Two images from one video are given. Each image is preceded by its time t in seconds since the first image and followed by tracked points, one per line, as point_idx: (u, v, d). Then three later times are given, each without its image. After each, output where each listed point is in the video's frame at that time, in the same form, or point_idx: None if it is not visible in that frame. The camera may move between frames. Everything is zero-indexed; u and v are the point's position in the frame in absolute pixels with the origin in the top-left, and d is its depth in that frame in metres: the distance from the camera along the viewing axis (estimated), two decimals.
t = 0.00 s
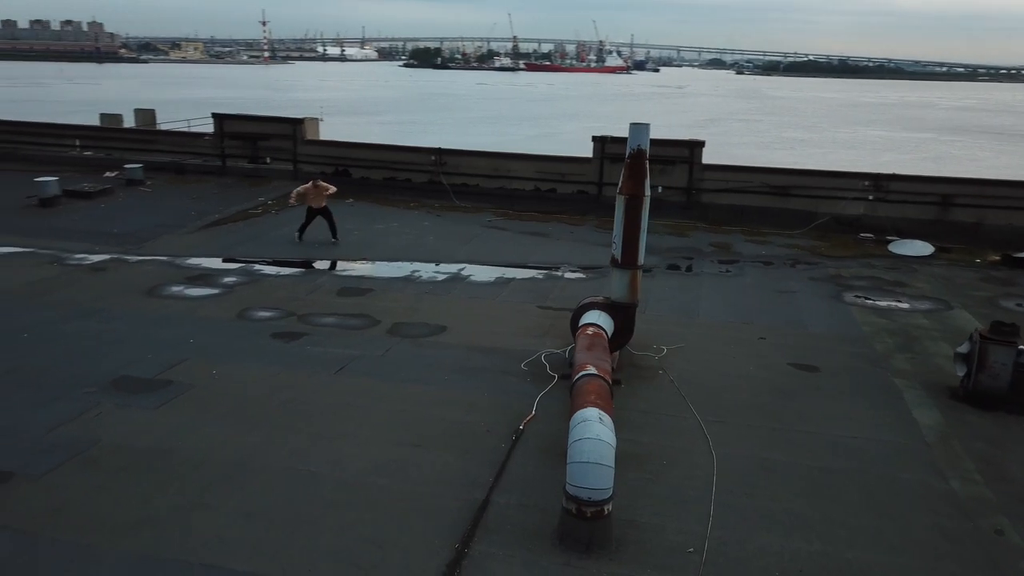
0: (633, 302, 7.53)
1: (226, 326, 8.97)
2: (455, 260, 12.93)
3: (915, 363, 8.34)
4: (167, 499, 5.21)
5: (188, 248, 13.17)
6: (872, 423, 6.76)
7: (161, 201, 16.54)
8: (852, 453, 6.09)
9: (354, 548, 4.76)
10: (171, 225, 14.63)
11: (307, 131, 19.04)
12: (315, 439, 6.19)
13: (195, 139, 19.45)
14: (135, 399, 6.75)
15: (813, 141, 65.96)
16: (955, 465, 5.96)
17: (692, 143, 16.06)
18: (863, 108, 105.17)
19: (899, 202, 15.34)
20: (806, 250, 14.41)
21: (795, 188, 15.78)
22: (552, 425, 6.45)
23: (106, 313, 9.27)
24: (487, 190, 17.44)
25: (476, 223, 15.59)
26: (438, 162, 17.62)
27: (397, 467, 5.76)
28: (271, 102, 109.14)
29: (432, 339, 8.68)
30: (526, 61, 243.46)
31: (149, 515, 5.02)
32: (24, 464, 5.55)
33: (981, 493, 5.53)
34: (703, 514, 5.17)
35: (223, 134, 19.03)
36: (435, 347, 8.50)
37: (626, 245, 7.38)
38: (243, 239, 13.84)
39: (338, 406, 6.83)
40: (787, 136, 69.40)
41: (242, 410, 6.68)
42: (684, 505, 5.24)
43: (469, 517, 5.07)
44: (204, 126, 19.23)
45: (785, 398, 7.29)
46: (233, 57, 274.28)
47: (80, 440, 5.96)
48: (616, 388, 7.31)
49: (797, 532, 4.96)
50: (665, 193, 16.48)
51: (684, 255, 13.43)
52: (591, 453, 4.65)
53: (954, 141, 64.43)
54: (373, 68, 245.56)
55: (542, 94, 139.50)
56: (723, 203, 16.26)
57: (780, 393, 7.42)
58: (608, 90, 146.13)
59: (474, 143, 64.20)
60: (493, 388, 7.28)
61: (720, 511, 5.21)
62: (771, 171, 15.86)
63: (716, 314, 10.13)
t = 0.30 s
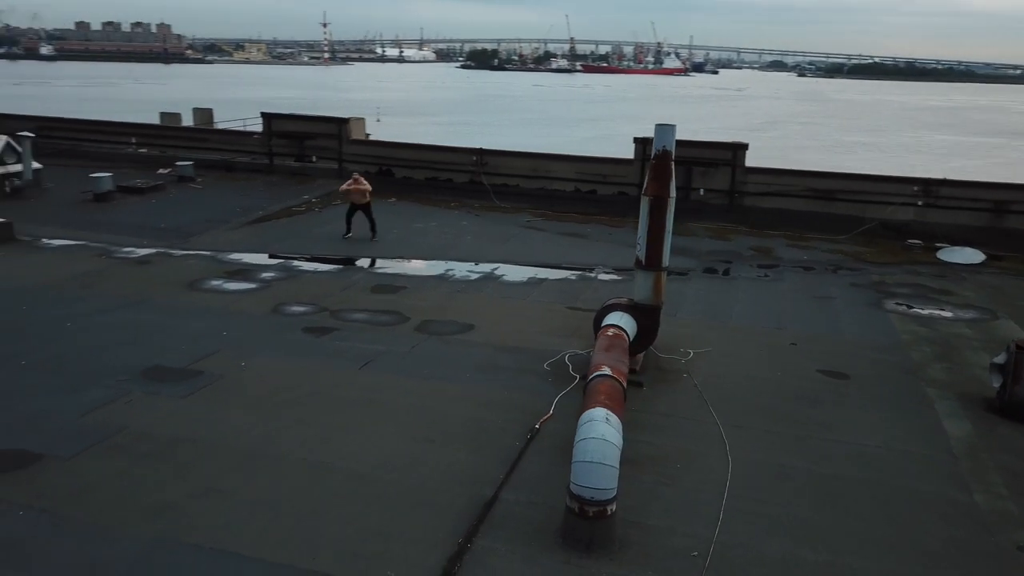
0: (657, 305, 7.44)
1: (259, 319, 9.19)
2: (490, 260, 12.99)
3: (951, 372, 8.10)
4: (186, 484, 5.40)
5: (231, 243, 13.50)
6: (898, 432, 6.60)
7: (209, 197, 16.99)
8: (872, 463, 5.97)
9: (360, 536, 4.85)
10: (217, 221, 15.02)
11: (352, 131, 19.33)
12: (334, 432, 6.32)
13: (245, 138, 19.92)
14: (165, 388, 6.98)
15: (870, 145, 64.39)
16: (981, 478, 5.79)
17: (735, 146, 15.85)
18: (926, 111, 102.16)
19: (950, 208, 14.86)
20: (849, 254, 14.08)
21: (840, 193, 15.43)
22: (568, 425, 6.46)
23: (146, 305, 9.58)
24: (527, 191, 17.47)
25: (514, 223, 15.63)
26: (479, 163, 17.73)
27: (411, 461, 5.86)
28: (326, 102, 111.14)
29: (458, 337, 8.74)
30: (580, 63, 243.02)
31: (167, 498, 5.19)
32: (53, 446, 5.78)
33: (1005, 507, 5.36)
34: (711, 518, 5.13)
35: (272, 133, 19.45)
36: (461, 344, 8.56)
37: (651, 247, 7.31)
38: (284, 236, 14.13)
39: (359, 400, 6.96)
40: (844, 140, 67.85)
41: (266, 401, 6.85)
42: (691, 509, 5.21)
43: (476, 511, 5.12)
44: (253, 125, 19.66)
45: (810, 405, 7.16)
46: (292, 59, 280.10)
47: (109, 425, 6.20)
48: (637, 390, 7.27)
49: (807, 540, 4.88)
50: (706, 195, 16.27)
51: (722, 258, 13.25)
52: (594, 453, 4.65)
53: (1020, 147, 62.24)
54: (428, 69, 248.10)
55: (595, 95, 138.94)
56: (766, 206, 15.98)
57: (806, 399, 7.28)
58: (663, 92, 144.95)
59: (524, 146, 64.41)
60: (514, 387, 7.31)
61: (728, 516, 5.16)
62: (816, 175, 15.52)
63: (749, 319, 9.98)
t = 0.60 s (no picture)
0: (687, 307, 7.36)
1: (300, 313, 9.44)
2: (534, 260, 13.02)
3: (997, 385, 7.79)
4: (210, 467, 5.61)
5: (283, 238, 13.86)
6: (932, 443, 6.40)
7: (266, 194, 17.47)
8: (898, 474, 5.81)
9: (370, 523, 4.96)
10: (271, 217, 15.43)
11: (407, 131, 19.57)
12: (357, 423, 6.47)
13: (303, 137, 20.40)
14: (202, 375, 7.24)
15: (945, 151, 62.06)
16: (1014, 495, 5.57)
17: (789, 149, 15.40)
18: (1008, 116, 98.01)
19: (1015, 216, 14.18)
20: (905, 261, 13.62)
21: (898, 198, 14.80)
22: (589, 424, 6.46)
23: (194, 296, 9.93)
24: (577, 192, 17.44)
25: (561, 224, 15.63)
26: (530, 163, 17.77)
27: (428, 454, 5.95)
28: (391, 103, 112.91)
29: (492, 335, 8.80)
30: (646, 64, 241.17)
31: (191, 480, 5.41)
32: (92, 427, 6.07)
33: None
34: (722, 523, 5.09)
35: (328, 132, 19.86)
36: (493, 342, 8.62)
37: (681, 248, 7.24)
38: (334, 233, 14.44)
39: (386, 394, 7.09)
40: (917, 146, 65.59)
41: (295, 391, 7.05)
42: (703, 514, 5.17)
43: (486, 505, 5.18)
44: (311, 124, 20.10)
45: (842, 413, 6.99)
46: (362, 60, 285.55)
47: (146, 408, 6.48)
48: (664, 393, 7.20)
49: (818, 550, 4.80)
50: (759, 199, 15.83)
51: (770, 262, 12.98)
52: (599, 451, 4.66)
53: None
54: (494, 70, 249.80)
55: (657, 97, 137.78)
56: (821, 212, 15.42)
57: (838, 407, 7.11)
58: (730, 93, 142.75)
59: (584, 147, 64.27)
60: (540, 386, 7.34)
61: (741, 523, 5.09)
62: (873, 180, 14.92)
63: (790, 323, 9.77)
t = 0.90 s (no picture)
0: (710, 310, 7.31)
1: (332, 308, 9.64)
2: (569, 261, 13.04)
3: None
4: (230, 454, 5.80)
5: (323, 235, 14.15)
6: (956, 454, 6.23)
7: (311, 192, 17.83)
8: (916, 485, 5.69)
9: (376, 514, 5.08)
10: (313, 214, 15.73)
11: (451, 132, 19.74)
12: (376, 416, 6.60)
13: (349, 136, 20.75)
14: (231, 366, 7.47)
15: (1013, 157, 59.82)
16: None
17: (835, 152, 15.02)
18: None
19: None
20: (952, 268, 13.22)
21: (947, 204, 14.35)
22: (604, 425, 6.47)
23: (232, 290, 10.23)
24: (618, 194, 17.37)
25: (600, 226, 15.59)
26: (571, 164, 17.77)
27: (441, 449, 6.05)
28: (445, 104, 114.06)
29: (518, 334, 8.85)
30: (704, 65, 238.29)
31: (210, 465, 5.60)
32: (122, 412, 6.33)
33: None
34: (727, 526, 5.06)
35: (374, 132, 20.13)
36: (519, 342, 8.68)
37: (705, 251, 7.19)
38: (374, 230, 14.67)
39: (406, 388, 7.22)
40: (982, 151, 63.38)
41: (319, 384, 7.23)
42: (708, 517, 5.15)
43: (491, 501, 5.25)
44: (357, 124, 20.43)
45: (866, 421, 6.85)
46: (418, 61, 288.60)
47: (175, 396, 6.72)
48: (684, 395, 7.17)
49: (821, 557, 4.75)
50: (803, 203, 15.51)
51: (810, 267, 12.75)
52: (600, 450, 4.69)
53: None
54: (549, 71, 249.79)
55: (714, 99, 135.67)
56: (867, 217, 15.03)
57: (861, 416, 6.99)
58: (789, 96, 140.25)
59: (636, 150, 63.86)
60: (560, 386, 7.37)
61: (747, 527, 5.06)
62: (921, 184, 14.50)
63: (824, 329, 9.59)
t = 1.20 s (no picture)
0: (725, 311, 7.25)
1: (356, 303, 9.80)
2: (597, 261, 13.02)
3: None
4: (242, 443, 5.97)
5: (355, 232, 14.36)
6: (972, 463, 6.09)
7: (347, 190, 18.11)
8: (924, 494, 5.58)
9: (375, 503, 5.18)
10: (347, 211, 15.94)
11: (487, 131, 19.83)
12: (386, 409, 6.71)
13: (387, 135, 20.98)
14: (251, 358, 7.68)
15: None
16: None
17: (874, 155, 14.67)
18: None
19: None
20: (992, 274, 12.83)
21: (988, 209, 13.93)
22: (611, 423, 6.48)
23: (261, 285, 10.47)
24: (651, 195, 17.28)
25: (631, 226, 15.53)
26: (605, 164, 17.72)
27: (446, 442, 6.13)
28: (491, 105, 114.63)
29: (536, 334, 8.89)
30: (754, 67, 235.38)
31: (220, 452, 5.78)
32: (143, 400, 6.56)
33: None
34: (726, 526, 5.03)
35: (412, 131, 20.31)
36: (537, 341, 8.72)
37: (720, 251, 7.14)
38: (405, 228, 14.83)
39: (420, 384, 7.32)
40: None
41: (335, 377, 7.38)
42: (706, 517, 5.13)
43: (491, 493, 5.31)
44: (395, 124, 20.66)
45: (881, 427, 6.73)
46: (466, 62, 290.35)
47: (194, 386, 6.94)
48: (697, 396, 7.13)
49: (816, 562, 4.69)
50: (840, 206, 15.19)
51: (842, 271, 12.52)
52: (595, 445, 4.73)
53: None
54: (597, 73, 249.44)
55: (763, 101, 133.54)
56: (906, 221, 14.67)
57: (877, 421, 6.87)
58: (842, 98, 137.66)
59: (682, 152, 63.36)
60: (572, 385, 7.40)
61: (744, 528, 5.03)
62: (962, 188, 14.10)
63: (850, 332, 9.42)
